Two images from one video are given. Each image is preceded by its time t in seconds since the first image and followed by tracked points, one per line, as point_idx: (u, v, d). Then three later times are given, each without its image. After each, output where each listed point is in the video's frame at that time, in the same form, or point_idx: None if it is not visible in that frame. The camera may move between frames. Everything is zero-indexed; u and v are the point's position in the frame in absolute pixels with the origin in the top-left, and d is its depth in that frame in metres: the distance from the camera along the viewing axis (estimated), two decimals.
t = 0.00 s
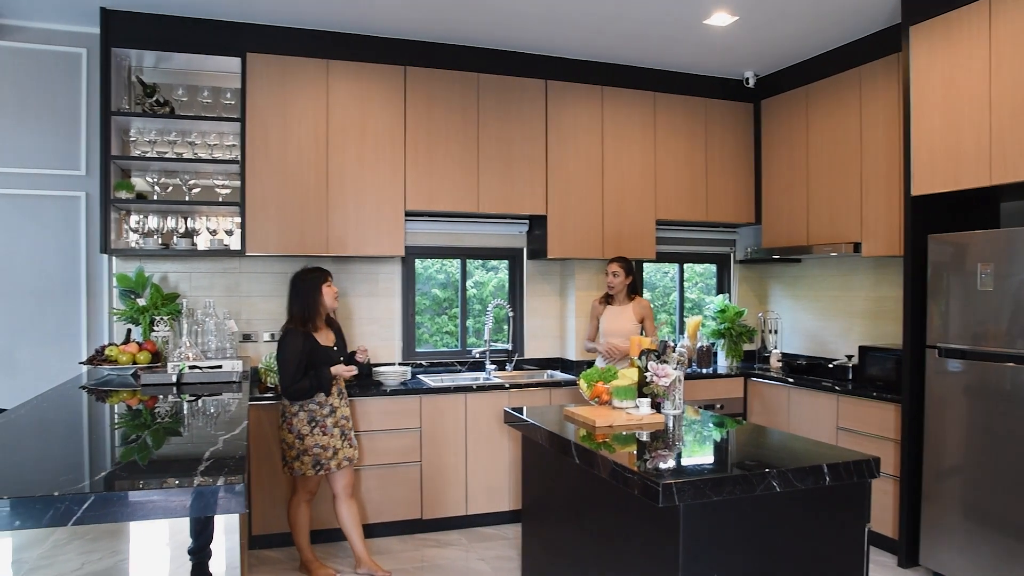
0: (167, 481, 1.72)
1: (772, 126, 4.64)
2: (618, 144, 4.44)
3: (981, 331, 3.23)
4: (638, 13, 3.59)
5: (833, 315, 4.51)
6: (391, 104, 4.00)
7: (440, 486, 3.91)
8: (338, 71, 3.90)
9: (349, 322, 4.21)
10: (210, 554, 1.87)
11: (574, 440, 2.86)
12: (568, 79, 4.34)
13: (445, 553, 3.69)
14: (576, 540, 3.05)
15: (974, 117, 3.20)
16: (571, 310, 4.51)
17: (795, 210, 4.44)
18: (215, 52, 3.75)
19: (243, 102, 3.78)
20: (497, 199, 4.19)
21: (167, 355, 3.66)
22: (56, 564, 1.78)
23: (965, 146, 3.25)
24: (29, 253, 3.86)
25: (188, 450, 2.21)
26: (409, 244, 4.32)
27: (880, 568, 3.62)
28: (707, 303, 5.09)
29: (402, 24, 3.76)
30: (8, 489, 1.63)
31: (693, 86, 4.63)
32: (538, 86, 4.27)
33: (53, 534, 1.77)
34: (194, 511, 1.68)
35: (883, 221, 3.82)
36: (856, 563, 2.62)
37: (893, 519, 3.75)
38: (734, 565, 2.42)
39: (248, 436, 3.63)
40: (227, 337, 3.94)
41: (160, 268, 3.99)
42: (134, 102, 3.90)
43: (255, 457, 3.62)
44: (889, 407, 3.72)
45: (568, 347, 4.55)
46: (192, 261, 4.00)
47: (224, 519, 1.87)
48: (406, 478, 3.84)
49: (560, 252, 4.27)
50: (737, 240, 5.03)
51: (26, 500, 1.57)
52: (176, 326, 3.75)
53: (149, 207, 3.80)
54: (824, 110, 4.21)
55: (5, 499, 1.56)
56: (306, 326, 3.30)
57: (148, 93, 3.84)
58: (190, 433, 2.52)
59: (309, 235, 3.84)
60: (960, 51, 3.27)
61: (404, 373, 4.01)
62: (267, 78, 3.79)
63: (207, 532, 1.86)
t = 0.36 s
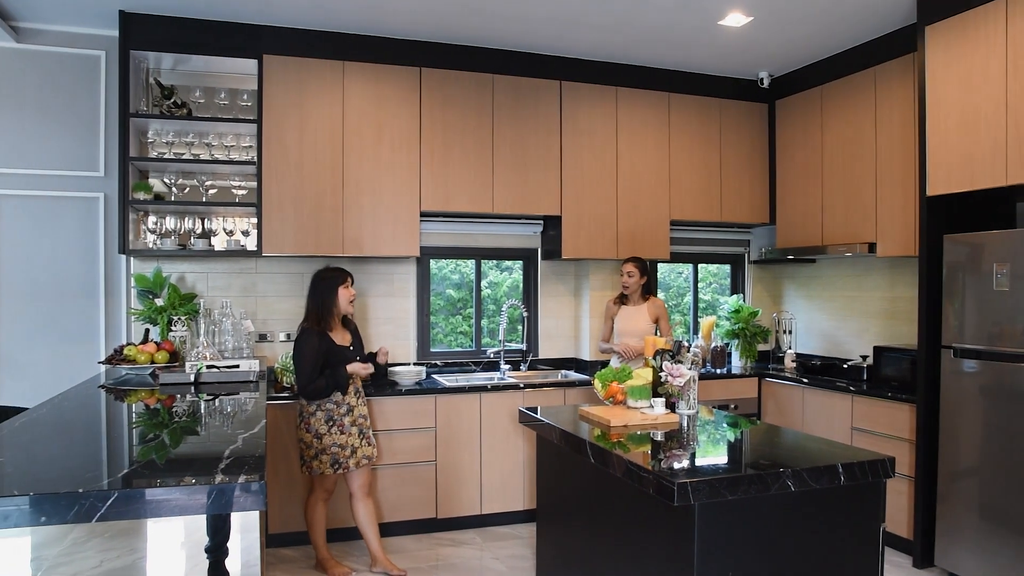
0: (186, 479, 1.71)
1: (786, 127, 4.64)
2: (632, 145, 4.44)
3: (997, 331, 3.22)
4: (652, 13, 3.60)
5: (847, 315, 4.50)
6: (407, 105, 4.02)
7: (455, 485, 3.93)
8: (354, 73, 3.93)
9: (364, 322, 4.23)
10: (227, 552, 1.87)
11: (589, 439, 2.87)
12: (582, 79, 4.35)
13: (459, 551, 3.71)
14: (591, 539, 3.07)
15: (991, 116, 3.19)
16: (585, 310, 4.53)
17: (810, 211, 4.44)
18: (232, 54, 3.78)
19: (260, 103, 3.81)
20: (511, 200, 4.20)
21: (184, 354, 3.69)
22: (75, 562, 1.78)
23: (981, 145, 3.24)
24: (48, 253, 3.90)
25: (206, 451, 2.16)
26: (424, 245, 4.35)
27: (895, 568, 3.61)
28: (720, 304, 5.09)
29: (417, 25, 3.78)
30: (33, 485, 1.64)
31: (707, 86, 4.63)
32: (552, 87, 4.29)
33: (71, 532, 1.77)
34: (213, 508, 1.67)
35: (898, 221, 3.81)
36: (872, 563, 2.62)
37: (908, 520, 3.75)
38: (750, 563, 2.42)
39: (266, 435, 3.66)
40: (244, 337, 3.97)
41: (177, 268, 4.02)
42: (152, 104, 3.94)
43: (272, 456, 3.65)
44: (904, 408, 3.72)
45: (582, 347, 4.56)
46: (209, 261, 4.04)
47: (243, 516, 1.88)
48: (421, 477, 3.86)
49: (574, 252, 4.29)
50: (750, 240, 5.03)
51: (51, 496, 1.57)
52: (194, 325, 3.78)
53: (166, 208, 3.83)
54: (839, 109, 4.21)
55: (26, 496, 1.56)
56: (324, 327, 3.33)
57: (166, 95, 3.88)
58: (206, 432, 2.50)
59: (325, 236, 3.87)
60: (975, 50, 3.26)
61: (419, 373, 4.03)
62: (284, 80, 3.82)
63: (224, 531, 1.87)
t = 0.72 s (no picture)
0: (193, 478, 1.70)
1: (793, 127, 4.64)
2: (638, 145, 4.45)
3: (1004, 331, 3.22)
4: (660, 14, 3.61)
5: (854, 315, 4.51)
6: (414, 106, 4.04)
7: (462, 484, 3.94)
8: (361, 73, 3.95)
9: (371, 321, 4.25)
10: (235, 552, 1.87)
11: (596, 438, 2.88)
12: (588, 80, 4.36)
13: (466, 550, 3.72)
14: (598, 538, 3.08)
15: (997, 116, 3.20)
16: (592, 310, 4.54)
17: (816, 211, 4.44)
18: (240, 55, 3.80)
19: (268, 104, 3.83)
20: (518, 200, 4.22)
21: (193, 354, 3.71)
22: (85, 561, 1.79)
23: (988, 145, 3.24)
24: (57, 253, 3.92)
25: (214, 449, 2.19)
26: (430, 245, 4.36)
27: (901, 568, 3.61)
28: (726, 304, 5.10)
29: (425, 26, 3.80)
30: (46, 483, 1.64)
31: (713, 86, 4.64)
32: (559, 87, 4.30)
33: (80, 531, 1.79)
34: (222, 506, 1.65)
35: (905, 221, 3.81)
36: (879, 562, 2.63)
37: (915, 520, 3.75)
38: (758, 562, 2.43)
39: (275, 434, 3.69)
40: (252, 336, 3.99)
41: (186, 268, 4.04)
42: (161, 105, 3.96)
43: (281, 456, 3.68)
44: (910, 408, 3.72)
45: (589, 347, 4.57)
46: (217, 261, 4.06)
47: (250, 514, 1.89)
48: (428, 477, 3.87)
49: (581, 252, 4.30)
50: (756, 240, 5.04)
51: (66, 493, 1.58)
52: (202, 325, 3.80)
53: (175, 208, 3.85)
54: (846, 109, 4.22)
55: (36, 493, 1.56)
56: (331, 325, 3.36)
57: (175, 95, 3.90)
58: (215, 432, 2.46)
59: (332, 236, 3.88)
60: (982, 49, 3.27)
61: (426, 372, 4.05)
62: (292, 81, 3.84)
63: (233, 529, 1.87)
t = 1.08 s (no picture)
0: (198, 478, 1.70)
1: (798, 127, 4.64)
2: (643, 145, 4.46)
3: (1009, 331, 3.22)
4: (664, 14, 3.62)
5: (858, 315, 4.50)
6: (419, 106, 4.04)
7: (467, 484, 3.95)
8: (366, 74, 3.96)
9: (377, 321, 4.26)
10: (240, 551, 1.88)
11: (601, 438, 2.89)
12: (593, 80, 4.37)
13: (471, 550, 3.73)
14: (604, 537, 3.08)
15: (1002, 116, 3.20)
16: (596, 310, 4.54)
17: (820, 210, 4.44)
18: (246, 56, 3.81)
19: (273, 104, 3.84)
20: (522, 200, 4.22)
21: (199, 354, 3.72)
22: (91, 560, 1.80)
23: (993, 145, 3.24)
24: (63, 254, 3.94)
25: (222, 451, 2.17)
26: (435, 245, 4.37)
27: (906, 568, 3.61)
28: (731, 304, 5.10)
29: (430, 26, 3.81)
30: (53, 483, 1.65)
31: (717, 87, 4.64)
32: (563, 88, 4.30)
33: (87, 530, 1.80)
34: (224, 504, 1.66)
35: (910, 221, 3.82)
36: (885, 562, 2.63)
37: (920, 520, 3.75)
38: (763, 562, 2.44)
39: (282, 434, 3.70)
40: (258, 336, 4.01)
41: (191, 268, 4.06)
42: (167, 105, 3.97)
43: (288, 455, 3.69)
44: (915, 408, 3.72)
45: (594, 347, 4.58)
46: (223, 261, 4.07)
47: (255, 513, 1.90)
48: (433, 476, 3.88)
49: (585, 252, 4.30)
50: (761, 240, 5.04)
51: (77, 492, 1.59)
52: (208, 325, 3.81)
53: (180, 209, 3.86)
54: (850, 109, 4.22)
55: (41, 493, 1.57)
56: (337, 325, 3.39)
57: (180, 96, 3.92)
58: (222, 433, 2.44)
59: (338, 237, 3.89)
60: (986, 48, 3.27)
61: (431, 372, 4.05)
62: (297, 81, 3.85)
63: (239, 528, 1.88)
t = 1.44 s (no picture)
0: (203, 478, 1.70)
1: (802, 127, 4.64)
2: (647, 146, 4.46)
3: (1014, 332, 3.22)
4: (668, 15, 3.62)
5: (863, 315, 4.50)
6: (423, 107, 4.05)
7: (472, 484, 3.95)
8: (371, 75, 3.97)
9: (381, 322, 4.27)
10: (246, 551, 1.87)
11: (606, 439, 2.89)
12: (597, 80, 4.37)
13: (476, 550, 3.73)
14: (608, 538, 3.08)
15: (1007, 116, 3.19)
16: (601, 310, 4.55)
17: (825, 211, 4.44)
18: (251, 57, 3.82)
19: (279, 105, 3.84)
20: (527, 201, 4.23)
21: (205, 355, 3.73)
22: (97, 560, 1.81)
23: (998, 145, 3.24)
24: (69, 254, 3.95)
25: (224, 448, 2.20)
26: (440, 245, 4.38)
27: (911, 569, 3.61)
28: (735, 304, 5.10)
29: (435, 27, 3.81)
30: (61, 483, 1.66)
31: (721, 87, 4.64)
32: (568, 88, 4.31)
33: (92, 531, 1.82)
34: (229, 505, 1.65)
35: (915, 221, 3.81)
36: (890, 562, 2.63)
37: (925, 520, 3.74)
38: (769, 562, 2.44)
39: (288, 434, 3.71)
40: (263, 336, 4.02)
41: (197, 269, 4.07)
42: (173, 106, 3.98)
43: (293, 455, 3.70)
44: (920, 409, 3.72)
45: (598, 347, 4.58)
46: (228, 262, 4.08)
47: (261, 514, 1.90)
48: (438, 476, 3.89)
49: (590, 253, 4.30)
50: (765, 240, 5.04)
51: (85, 492, 1.59)
52: (214, 325, 3.83)
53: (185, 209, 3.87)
54: (855, 109, 4.21)
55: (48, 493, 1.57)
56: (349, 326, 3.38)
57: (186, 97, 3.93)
58: (226, 433, 2.43)
59: (342, 238, 3.90)
60: (992, 48, 3.26)
61: (436, 373, 4.05)
62: (302, 82, 3.86)
63: (244, 529, 1.87)
